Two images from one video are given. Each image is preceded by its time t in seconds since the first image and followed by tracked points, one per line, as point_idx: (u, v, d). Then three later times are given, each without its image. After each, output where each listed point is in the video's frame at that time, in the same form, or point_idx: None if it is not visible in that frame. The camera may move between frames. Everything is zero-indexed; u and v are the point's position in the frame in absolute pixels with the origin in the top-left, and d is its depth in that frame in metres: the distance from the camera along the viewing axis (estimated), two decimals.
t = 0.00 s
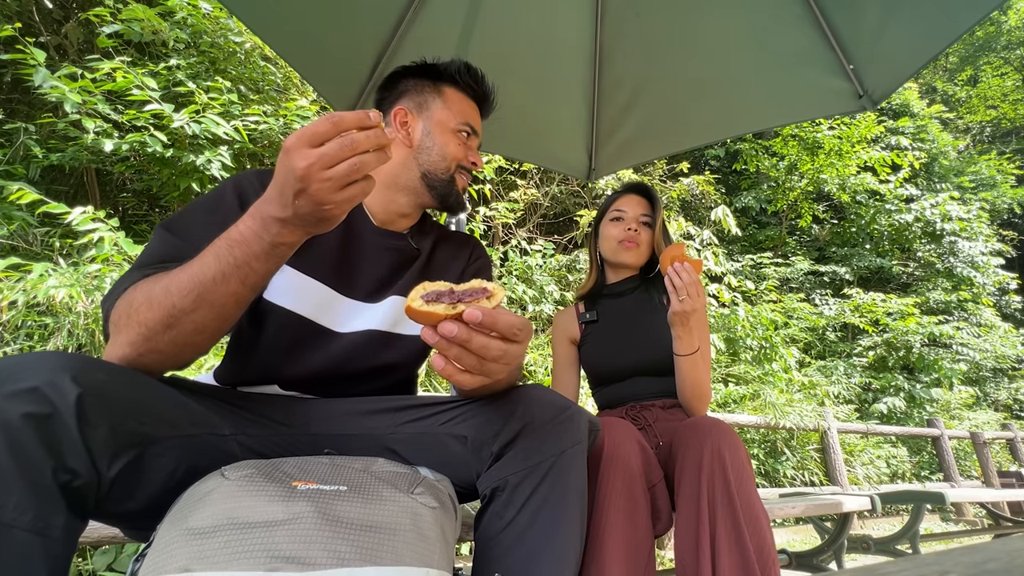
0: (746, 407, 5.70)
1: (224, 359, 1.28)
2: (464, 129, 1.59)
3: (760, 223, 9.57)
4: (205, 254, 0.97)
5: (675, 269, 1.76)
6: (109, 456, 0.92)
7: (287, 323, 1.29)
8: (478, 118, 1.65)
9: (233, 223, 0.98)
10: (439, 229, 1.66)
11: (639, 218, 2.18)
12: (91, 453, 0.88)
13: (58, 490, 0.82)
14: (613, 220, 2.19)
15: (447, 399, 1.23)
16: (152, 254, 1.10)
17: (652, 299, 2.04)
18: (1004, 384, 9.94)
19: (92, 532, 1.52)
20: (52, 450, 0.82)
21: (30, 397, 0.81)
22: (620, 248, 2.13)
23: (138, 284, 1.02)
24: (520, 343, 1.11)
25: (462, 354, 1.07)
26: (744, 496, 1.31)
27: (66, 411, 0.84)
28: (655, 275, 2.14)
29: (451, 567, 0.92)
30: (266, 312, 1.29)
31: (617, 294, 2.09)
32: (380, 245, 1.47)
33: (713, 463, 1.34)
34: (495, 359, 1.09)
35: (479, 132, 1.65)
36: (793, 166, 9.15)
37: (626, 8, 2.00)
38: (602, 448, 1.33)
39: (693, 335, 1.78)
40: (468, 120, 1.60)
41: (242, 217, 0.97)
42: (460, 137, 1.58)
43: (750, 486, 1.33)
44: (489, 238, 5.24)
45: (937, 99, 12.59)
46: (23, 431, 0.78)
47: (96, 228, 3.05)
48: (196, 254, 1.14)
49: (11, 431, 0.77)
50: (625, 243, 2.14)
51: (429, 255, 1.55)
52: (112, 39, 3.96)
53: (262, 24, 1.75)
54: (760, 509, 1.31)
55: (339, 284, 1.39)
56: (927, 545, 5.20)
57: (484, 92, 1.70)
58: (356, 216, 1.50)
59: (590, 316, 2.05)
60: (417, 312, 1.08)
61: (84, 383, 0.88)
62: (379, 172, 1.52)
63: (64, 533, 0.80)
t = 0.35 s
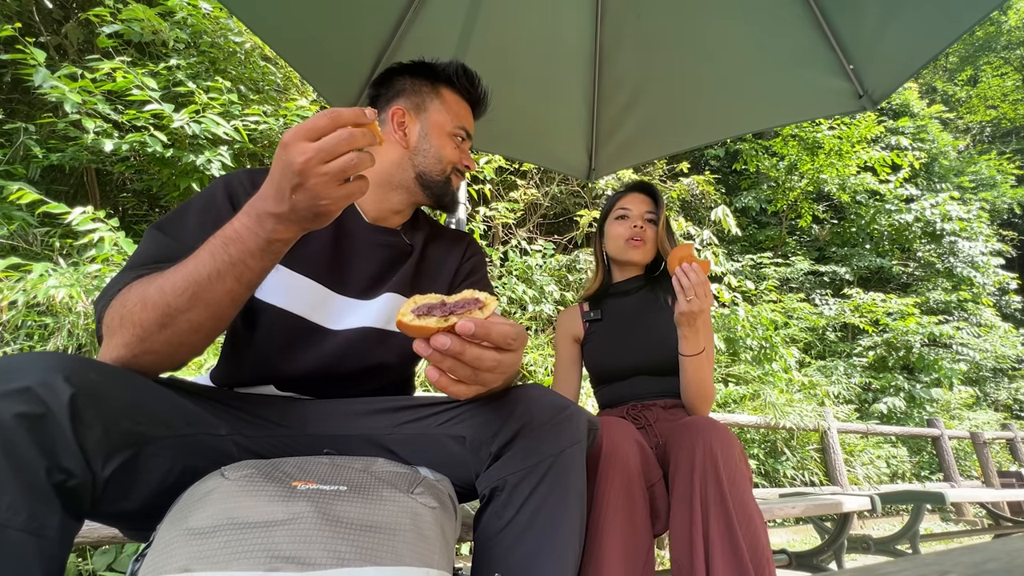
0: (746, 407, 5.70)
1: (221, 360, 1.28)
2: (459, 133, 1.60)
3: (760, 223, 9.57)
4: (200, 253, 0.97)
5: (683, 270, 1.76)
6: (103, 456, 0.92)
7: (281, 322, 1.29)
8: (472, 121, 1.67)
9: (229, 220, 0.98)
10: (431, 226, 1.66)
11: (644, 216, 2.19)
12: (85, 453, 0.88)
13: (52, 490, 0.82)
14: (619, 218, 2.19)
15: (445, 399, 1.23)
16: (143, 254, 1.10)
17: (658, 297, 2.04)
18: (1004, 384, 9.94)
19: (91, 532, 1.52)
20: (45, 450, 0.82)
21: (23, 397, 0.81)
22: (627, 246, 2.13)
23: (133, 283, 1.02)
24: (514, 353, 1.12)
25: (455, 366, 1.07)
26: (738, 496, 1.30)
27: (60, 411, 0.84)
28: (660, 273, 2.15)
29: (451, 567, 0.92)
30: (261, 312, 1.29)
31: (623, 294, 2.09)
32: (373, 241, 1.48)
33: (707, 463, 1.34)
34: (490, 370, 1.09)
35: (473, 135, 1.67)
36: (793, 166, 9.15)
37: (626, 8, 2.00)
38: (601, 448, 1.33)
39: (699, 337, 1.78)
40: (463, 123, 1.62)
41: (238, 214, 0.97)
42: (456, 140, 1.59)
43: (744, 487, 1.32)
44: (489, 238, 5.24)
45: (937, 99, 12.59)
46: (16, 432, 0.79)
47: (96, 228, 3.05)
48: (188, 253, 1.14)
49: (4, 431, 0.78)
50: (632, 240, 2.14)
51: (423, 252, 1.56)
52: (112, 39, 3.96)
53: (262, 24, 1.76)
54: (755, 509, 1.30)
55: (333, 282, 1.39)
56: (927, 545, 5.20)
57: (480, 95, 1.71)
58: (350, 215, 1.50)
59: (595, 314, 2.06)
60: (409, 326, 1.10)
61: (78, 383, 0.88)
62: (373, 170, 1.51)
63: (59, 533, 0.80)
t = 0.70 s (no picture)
0: (746, 407, 5.70)
1: (221, 360, 1.28)
2: (462, 137, 1.60)
3: (760, 223, 9.57)
4: (203, 253, 0.97)
5: (690, 269, 1.76)
6: (101, 456, 0.92)
7: (282, 322, 1.29)
8: (476, 126, 1.67)
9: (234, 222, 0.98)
10: (432, 227, 1.66)
11: (648, 219, 2.19)
12: (83, 452, 0.88)
13: (51, 490, 0.82)
14: (623, 222, 2.19)
15: (444, 399, 1.23)
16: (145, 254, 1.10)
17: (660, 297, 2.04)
18: (1004, 384, 9.94)
19: (92, 532, 1.52)
20: (43, 450, 0.82)
21: (20, 397, 0.81)
22: (633, 253, 2.14)
23: (136, 281, 1.02)
24: (512, 352, 1.12)
25: (452, 364, 1.07)
26: (741, 497, 1.30)
27: (57, 411, 0.84)
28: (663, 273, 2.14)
29: (451, 567, 0.92)
30: (261, 312, 1.29)
31: (625, 293, 2.10)
32: (374, 242, 1.48)
33: (710, 463, 1.33)
34: (487, 369, 1.09)
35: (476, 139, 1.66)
36: (793, 166, 9.15)
37: (626, 8, 2.00)
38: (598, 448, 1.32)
39: (703, 337, 1.80)
40: (467, 128, 1.62)
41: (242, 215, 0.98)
42: (458, 145, 1.59)
43: (748, 488, 1.31)
44: (489, 238, 5.24)
45: (937, 99, 12.59)
46: (14, 431, 0.79)
47: (96, 228, 3.05)
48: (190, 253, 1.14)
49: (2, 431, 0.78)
50: (638, 247, 2.14)
51: (425, 252, 1.56)
52: (112, 39, 3.96)
53: (262, 24, 1.75)
54: (757, 510, 1.30)
55: (334, 283, 1.39)
56: (927, 545, 5.19)
57: (485, 99, 1.72)
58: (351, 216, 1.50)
59: (597, 313, 2.06)
60: (405, 325, 1.10)
61: (75, 383, 0.87)
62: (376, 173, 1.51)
63: (58, 533, 0.80)
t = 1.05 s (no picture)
0: (746, 407, 5.70)
1: (222, 360, 1.28)
2: (468, 142, 1.59)
3: (760, 223, 9.57)
4: (212, 258, 0.97)
5: (671, 276, 1.75)
6: (102, 456, 0.92)
7: (286, 321, 1.29)
8: (483, 131, 1.67)
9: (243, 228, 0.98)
10: (437, 229, 1.66)
11: (651, 218, 2.19)
12: (83, 452, 0.88)
13: (51, 490, 0.82)
14: (625, 220, 2.19)
15: (446, 399, 1.23)
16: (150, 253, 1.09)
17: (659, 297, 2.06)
18: (1004, 384, 9.94)
19: (91, 532, 1.52)
20: (44, 450, 0.82)
21: (21, 397, 0.81)
22: (632, 251, 2.14)
23: (142, 282, 1.02)
24: (515, 346, 1.12)
25: (456, 358, 1.07)
26: (731, 495, 1.30)
27: (58, 411, 0.84)
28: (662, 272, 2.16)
29: (451, 567, 0.92)
30: (264, 311, 1.29)
31: (624, 293, 2.10)
32: (379, 243, 1.48)
33: (699, 462, 1.34)
34: (490, 363, 1.09)
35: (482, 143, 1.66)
36: (793, 166, 9.15)
37: (626, 8, 2.01)
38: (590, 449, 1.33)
39: (698, 337, 1.78)
40: (473, 132, 1.62)
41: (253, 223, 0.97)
42: (465, 149, 1.58)
43: (738, 486, 1.31)
44: (489, 238, 5.24)
45: (937, 99, 12.59)
46: (15, 432, 0.79)
47: (96, 228, 3.05)
48: (195, 254, 1.14)
49: (3, 431, 0.77)
50: (637, 246, 2.14)
51: (430, 253, 1.56)
52: (112, 39, 3.95)
53: (262, 23, 1.75)
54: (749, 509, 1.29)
55: (338, 283, 1.39)
56: (927, 544, 5.19)
57: (493, 105, 1.71)
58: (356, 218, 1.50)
59: (596, 313, 2.06)
60: (411, 318, 1.11)
61: (76, 383, 0.88)
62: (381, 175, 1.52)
63: (58, 533, 0.80)
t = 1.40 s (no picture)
0: (746, 407, 5.70)
1: (222, 358, 1.26)
2: (470, 142, 1.59)
3: (760, 223, 9.56)
4: (235, 270, 0.97)
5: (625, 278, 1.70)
6: (104, 456, 0.92)
7: (287, 320, 1.28)
8: (486, 132, 1.67)
9: (268, 246, 0.98)
10: (439, 229, 1.66)
11: (655, 213, 2.19)
12: (85, 452, 0.88)
13: (53, 490, 0.82)
14: (630, 215, 2.21)
15: (446, 399, 1.23)
16: (163, 256, 1.09)
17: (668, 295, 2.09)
18: (1004, 384, 9.94)
19: (92, 532, 1.52)
20: (46, 450, 0.82)
21: (24, 397, 0.81)
22: (640, 241, 2.15)
23: (159, 286, 1.00)
24: (513, 343, 1.12)
25: (455, 355, 1.07)
26: (721, 495, 1.30)
27: (60, 411, 0.84)
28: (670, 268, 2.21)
29: (451, 567, 0.92)
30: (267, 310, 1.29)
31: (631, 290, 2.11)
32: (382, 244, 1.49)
33: (688, 462, 1.34)
34: (489, 361, 1.09)
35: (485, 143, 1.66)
36: (793, 166, 9.15)
37: (626, 8, 2.01)
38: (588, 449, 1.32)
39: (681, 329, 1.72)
40: (476, 133, 1.61)
41: (282, 241, 0.98)
42: (466, 150, 1.58)
43: (729, 487, 1.31)
44: (489, 238, 5.24)
45: (937, 99, 12.59)
46: (17, 431, 0.79)
47: (96, 228, 3.05)
48: (205, 259, 1.13)
49: (5, 431, 0.78)
50: (644, 236, 2.15)
51: (432, 254, 1.57)
52: (112, 39, 3.95)
53: (261, 23, 1.75)
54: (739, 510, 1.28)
55: (340, 282, 1.39)
56: (927, 545, 5.19)
57: (495, 108, 1.71)
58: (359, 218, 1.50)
59: (602, 310, 2.08)
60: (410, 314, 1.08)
61: (78, 383, 0.88)
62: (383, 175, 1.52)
63: (59, 532, 0.80)
